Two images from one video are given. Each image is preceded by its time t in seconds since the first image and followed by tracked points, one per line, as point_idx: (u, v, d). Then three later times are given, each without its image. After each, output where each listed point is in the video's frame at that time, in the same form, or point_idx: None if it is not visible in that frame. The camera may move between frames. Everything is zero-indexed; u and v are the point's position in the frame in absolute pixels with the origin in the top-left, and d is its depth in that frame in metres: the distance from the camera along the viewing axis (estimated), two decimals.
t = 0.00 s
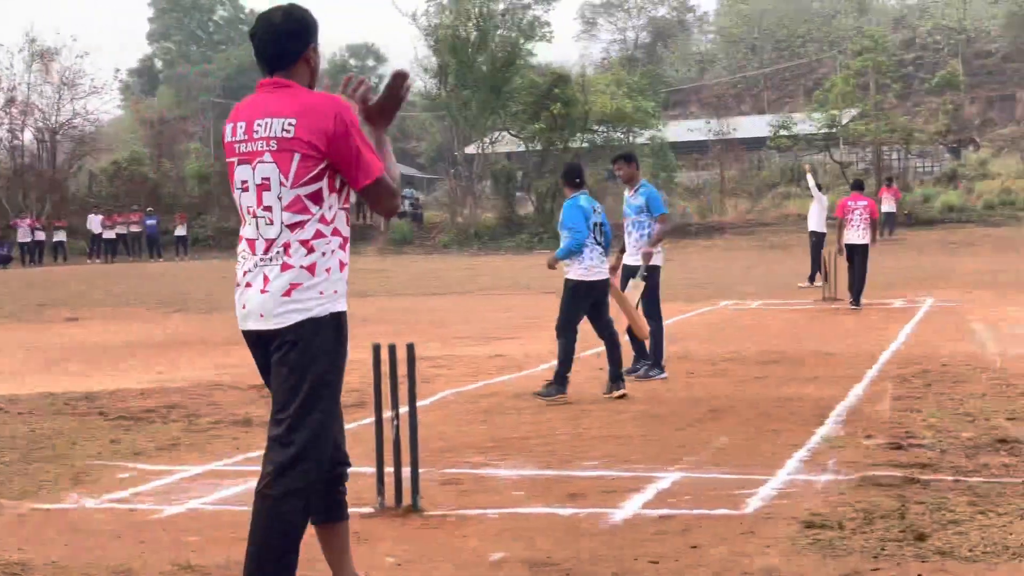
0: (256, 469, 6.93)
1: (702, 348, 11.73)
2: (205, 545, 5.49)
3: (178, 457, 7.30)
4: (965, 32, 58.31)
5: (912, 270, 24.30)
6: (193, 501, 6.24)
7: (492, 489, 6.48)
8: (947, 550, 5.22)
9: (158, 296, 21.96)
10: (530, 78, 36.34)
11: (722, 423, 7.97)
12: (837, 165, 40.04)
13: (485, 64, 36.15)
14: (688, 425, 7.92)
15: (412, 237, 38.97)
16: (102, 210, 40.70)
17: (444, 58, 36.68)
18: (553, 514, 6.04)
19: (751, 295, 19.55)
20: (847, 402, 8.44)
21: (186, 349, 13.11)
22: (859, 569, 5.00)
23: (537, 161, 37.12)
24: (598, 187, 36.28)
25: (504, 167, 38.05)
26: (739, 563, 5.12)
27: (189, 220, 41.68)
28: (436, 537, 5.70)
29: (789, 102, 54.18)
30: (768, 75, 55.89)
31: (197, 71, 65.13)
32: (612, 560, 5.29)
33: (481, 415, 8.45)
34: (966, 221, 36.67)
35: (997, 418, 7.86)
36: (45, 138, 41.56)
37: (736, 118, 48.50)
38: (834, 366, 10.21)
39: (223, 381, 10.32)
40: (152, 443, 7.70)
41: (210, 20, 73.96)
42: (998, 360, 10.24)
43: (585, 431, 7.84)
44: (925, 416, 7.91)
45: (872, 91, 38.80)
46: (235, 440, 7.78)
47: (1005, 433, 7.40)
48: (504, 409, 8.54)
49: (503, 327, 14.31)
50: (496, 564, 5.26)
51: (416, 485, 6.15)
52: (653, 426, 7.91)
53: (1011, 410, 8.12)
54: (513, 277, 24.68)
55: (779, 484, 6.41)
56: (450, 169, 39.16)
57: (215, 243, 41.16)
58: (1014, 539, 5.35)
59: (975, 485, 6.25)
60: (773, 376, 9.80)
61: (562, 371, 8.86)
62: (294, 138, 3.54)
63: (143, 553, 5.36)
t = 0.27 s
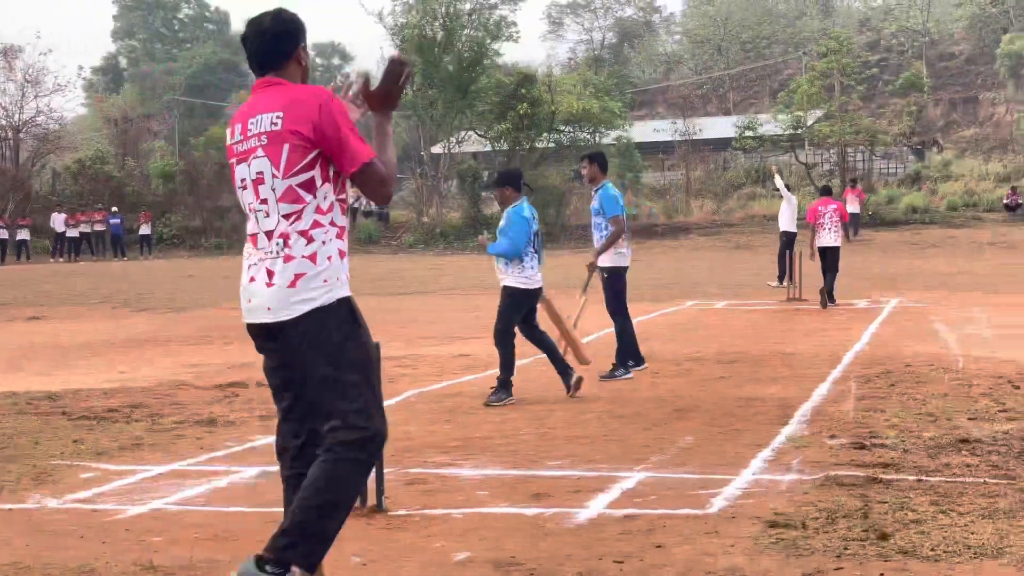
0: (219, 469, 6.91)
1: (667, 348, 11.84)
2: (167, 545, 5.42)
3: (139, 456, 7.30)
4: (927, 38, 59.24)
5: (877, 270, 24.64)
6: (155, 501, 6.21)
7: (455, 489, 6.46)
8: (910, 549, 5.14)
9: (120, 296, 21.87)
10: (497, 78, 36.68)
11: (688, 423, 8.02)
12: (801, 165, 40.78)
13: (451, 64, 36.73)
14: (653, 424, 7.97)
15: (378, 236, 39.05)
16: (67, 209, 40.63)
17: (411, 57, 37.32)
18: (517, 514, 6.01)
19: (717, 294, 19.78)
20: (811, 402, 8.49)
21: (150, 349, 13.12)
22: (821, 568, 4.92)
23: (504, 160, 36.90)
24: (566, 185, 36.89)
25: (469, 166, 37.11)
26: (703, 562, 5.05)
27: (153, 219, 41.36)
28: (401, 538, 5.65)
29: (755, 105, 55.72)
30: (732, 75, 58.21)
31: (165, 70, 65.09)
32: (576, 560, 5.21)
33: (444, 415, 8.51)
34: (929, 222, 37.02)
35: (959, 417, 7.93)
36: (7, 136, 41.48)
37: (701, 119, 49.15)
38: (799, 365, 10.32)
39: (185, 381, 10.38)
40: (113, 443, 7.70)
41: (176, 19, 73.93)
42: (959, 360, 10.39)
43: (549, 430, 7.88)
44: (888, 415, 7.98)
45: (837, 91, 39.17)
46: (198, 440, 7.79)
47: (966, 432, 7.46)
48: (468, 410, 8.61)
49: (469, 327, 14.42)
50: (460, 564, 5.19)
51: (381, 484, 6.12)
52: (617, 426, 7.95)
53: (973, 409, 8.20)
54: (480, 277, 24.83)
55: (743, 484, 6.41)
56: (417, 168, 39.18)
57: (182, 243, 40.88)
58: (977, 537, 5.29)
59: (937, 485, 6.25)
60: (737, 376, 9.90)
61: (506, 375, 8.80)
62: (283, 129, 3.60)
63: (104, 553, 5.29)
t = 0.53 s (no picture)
0: (195, 469, 6.90)
1: (643, 347, 11.89)
2: (142, 545, 5.39)
3: (114, 456, 7.29)
4: (901, 38, 59.67)
5: (852, 270, 24.80)
6: (130, 502, 6.19)
7: (431, 489, 6.46)
8: (883, 548, 5.15)
9: (94, 296, 21.77)
10: (472, 78, 36.64)
11: (664, 422, 8.04)
12: (777, 165, 41.01)
13: (427, 64, 36.31)
14: (628, 424, 7.99)
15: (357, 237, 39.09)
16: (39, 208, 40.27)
17: (385, 57, 36.68)
18: (493, 514, 5.99)
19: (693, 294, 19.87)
20: (785, 402, 8.52)
21: (123, 349, 13.11)
22: (795, 568, 4.91)
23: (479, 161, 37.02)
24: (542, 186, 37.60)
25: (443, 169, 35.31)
26: (678, 562, 5.05)
27: (128, 218, 41.45)
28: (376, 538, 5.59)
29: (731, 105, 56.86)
30: (707, 76, 58.69)
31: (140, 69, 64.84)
32: (552, 560, 5.19)
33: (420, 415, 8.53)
34: (903, 223, 37.12)
35: (933, 417, 7.96)
36: None
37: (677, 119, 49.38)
38: (774, 365, 10.36)
39: (159, 381, 10.37)
40: (87, 443, 7.69)
41: (150, 18, 73.37)
42: (933, 359, 10.46)
43: (524, 430, 7.89)
44: (862, 415, 8.02)
45: (813, 91, 39.29)
46: (172, 440, 7.77)
47: (940, 432, 7.49)
48: (444, 410, 8.63)
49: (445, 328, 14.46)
50: (436, 564, 5.17)
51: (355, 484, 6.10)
52: (592, 426, 7.97)
53: (947, 409, 8.24)
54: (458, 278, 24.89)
55: (719, 483, 6.43)
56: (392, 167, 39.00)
57: (156, 243, 41.16)
58: (951, 536, 5.30)
59: (911, 485, 6.27)
60: (713, 376, 9.93)
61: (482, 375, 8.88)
62: (303, 133, 3.65)
63: (77, 554, 5.27)
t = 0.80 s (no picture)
0: (183, 470, 6.89)
1: (631, 347, 11.91)
2: (130, 546, 5.38)
3: (101, 456, 7.29)
4: (889, 38, 60.06)
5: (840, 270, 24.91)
6: (118, 502, 6.17)
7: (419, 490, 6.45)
8: (870, 547, 5.14)
9: (81, 296, 21.75)
10: (461, 78, 36.82)
11: (651, 422, 8.05)
12: (765, 165, 41.27)
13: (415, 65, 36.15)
14: (616, 424, 8.01)
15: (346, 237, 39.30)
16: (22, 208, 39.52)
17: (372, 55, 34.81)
18: (481, 514, 5.98)
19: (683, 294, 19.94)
20: (773, 402, 8.53)
21: (111, 349, 13.09)
22: (783, 567, 4.91)
23: (468, 161, 37.07)
24: (529, 186, 38.07)
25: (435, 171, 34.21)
26: (666, 562, 5.05)
27: (115, 218, 41.89)
28: (363, 538, 5.56)
29: (718, 103, 58.18)
30: (695, 76, 58.95)
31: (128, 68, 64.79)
32: (540, 560, 5.18)
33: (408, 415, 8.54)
34: (890, 222, 37.29)
35: (920, 417, 7.98)
36: None
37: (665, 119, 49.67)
38: (762, 365, 10.38)
39: (147, 382, 10.37)
40: (74, 443, 7.68)
41: (137, 18, 73.36)
42: (920, 359, 10.49)
43: (512, 430, 7.89)
44: (850, 415, 8.03)
45: (801, 91, 39.45)
46: (160, 440, 7.77)
47: (927, 432, 7.50)
48: (433, 411, 8.65)
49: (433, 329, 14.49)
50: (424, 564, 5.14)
51: (345, 484, 6.08)
52: (580, 425, 7.98)
53: (934, 409, 8.26)
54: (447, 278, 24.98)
55: (706, 483, 6.43)
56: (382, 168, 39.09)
57: (144, 242, 41.58)
58: (938, 536, 5.29)
59: (899, 484, 6.28)
60: (701, 376, 9.95)
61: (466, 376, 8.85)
62: (361, 141, 3.75)
63: (65, 554, 5.25)
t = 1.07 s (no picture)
0: (181, 488, 6.80)
1: (626, 367, 11.87)
2: (130, 567, 5.27)
3: (97, 475, 7.20)
4: (875, 60, 60.60)
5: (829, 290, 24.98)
6: (116, 522, 6.08)
7: (420, 510, 6.36)
8: (878, 569, 5.08)
9: (69, 313, 21.60)
10: (448, 96, 37.16)
11: (650, 442, 7.99)
12: (754, 185, 41.44)
13: (404, 82, 36.11)
14: (614, 444, 7.95)
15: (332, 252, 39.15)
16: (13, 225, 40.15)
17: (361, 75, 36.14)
18: (484, 534, 5.88)
19: (673, 314, 19.94)
20: (772, 422, 8.50)
21: (101, 366, 13.00)
22: None
23: (456, 179, 37.08)
24: (518, 204, 37.96)
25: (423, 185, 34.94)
26: None
27: (103, 235, 41.61)
28: (363, 558, 5.45)
29: (706, 124, 58.13)
30: (682, 95, 59.32)
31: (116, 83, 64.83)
32: None
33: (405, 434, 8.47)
34: (878, 243, 37.43)
35: (919, 438, 7.96)
36: None
37: (653, 137, 49.92)
38: (758, 385, 10.35)
39: (140, 399, 10.27)
40: (69, 461, 7.59)
41: (125, 34, 73.52)
42: (915, 380, 10.49)
43: (510, 449, 7.83)
44: (849, 436, 8.00)
45: (789, 112, 39.67)
46: (156, 459, 7.68)
47: (927, 453, 7.48)
48: (429, 430, 8.59)
49: (425, 348, 14.44)
50: None
51: (345, 504, 5.96)
52: (578, 445, 7.92)
53: (932, 429, 8.25)
54: (436, 297, 24.96)
55: (710, 504, 6.38)
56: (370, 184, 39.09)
57: (132, 258, 41.16)
58: (946, 557, 5.24)
59: (903, 506, 6.23)
60: (697, 396, 9.91)
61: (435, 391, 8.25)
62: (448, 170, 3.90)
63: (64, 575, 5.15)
